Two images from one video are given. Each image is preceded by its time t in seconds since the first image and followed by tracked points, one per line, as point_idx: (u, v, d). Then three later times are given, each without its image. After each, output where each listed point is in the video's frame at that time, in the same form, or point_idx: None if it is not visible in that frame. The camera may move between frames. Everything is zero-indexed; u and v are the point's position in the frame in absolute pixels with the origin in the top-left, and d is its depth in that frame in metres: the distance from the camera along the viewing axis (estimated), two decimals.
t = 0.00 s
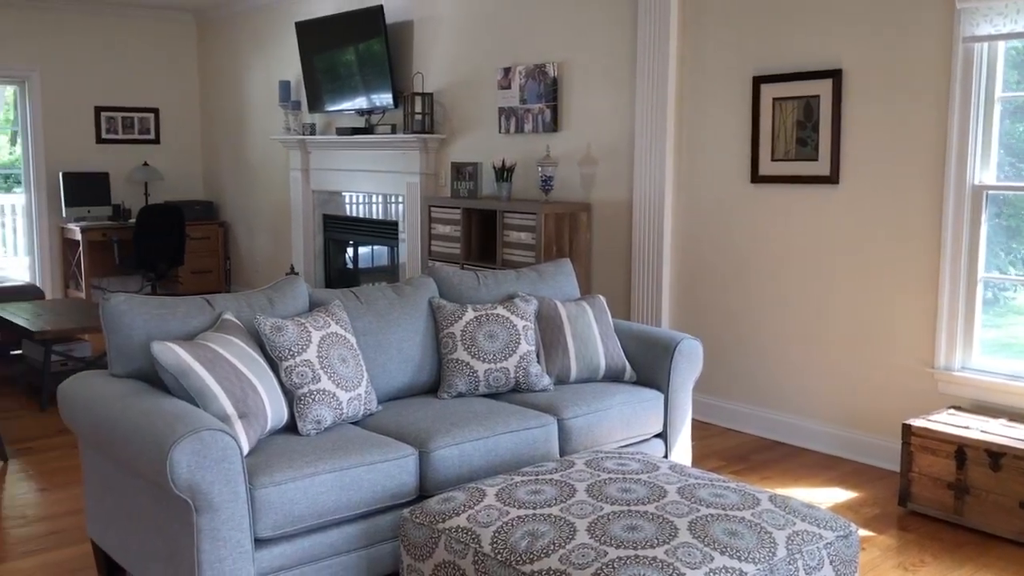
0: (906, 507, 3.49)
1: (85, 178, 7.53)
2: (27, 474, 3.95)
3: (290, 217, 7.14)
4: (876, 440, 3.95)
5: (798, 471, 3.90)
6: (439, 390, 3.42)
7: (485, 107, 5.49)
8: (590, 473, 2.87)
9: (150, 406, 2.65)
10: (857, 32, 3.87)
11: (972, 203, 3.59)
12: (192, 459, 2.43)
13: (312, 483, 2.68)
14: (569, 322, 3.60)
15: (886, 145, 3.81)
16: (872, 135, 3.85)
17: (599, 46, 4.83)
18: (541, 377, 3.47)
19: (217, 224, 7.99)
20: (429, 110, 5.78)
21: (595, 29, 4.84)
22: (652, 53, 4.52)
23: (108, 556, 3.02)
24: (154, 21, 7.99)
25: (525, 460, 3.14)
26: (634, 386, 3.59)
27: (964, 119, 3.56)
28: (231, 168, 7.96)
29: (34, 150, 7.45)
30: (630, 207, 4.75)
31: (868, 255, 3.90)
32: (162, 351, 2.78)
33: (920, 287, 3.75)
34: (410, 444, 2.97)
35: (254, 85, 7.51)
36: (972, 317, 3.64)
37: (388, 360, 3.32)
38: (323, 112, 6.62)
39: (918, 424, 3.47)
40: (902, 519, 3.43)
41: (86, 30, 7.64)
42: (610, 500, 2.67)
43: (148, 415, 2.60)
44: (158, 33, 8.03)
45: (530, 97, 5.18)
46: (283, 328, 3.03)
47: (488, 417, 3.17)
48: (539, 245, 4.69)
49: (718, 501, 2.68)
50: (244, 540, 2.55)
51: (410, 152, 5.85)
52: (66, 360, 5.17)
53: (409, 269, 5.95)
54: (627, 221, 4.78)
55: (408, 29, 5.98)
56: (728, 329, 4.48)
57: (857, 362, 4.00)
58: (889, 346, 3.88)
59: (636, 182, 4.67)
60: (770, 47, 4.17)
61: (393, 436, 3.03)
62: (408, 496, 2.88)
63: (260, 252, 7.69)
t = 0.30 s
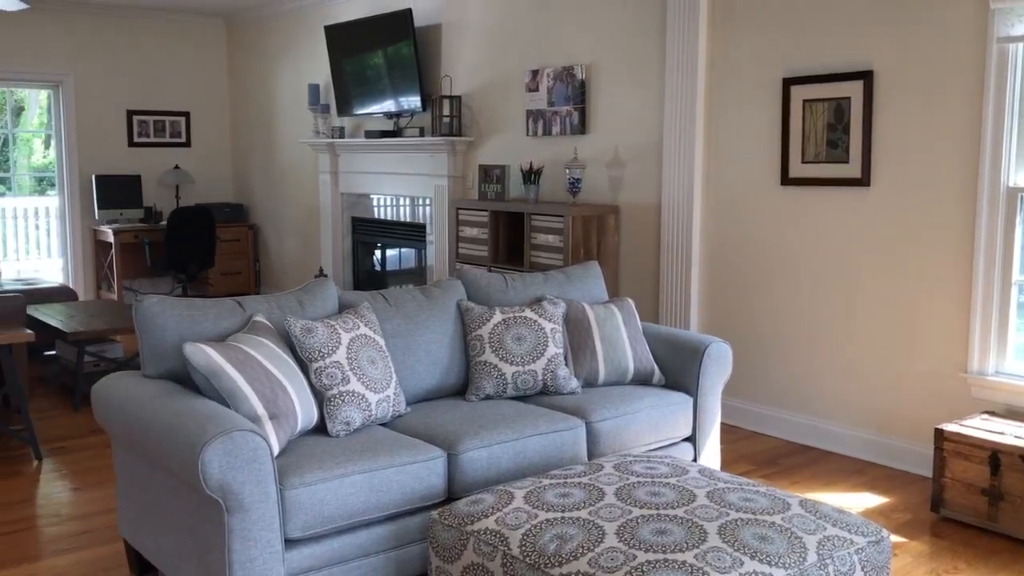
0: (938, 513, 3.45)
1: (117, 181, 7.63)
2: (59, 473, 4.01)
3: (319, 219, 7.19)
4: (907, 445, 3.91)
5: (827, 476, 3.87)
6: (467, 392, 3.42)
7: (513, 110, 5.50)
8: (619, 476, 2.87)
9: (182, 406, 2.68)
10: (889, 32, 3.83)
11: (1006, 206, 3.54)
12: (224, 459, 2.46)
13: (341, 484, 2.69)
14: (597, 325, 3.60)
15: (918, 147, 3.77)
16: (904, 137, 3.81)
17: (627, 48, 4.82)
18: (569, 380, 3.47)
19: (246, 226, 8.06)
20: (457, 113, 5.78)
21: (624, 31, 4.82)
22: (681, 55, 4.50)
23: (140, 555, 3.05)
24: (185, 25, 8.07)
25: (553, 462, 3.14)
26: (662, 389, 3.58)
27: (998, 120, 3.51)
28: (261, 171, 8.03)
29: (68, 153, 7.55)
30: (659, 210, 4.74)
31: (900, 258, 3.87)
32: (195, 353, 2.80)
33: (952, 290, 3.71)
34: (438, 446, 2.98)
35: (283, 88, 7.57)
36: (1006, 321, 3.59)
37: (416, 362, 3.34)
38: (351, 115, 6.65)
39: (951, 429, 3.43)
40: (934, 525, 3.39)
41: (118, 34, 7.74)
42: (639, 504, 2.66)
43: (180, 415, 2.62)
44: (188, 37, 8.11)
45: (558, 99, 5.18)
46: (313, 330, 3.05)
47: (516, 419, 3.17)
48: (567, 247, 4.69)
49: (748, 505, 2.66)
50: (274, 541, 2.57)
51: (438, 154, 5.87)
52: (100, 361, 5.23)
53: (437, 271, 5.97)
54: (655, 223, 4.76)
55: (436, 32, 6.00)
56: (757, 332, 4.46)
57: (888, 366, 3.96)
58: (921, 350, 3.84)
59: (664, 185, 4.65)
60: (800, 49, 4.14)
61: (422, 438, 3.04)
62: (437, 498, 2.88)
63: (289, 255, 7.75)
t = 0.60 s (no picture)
0: (971, 517, 3.41)
1: (146, 183, 7.71)
2: (90, 471, 4.06)
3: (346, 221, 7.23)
4: (938, 449, 3.87)
5: (857, 479, 3.84)
6: (494, 393, 3.43)
7: (539, 111, 5.50)
8: (646, 479, 2.86)
9: (212, 406, 2.71)
10: (920, 32, 3.79)
11: None
12: (253, 459, 2.48)
13: (369, 484, 2.70)
14: (623, 327, 3.60)
15: (950, 148, 3.73)
16: (935, 138, 3.78)
17: (654, 49, 4.81)
18: (596, 382, 3.46)
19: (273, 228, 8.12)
20: (484, 114, 5.80)
21: (651, 32, 4.82)
22: (708, 56, 4.49)
23: (171, 553, 3.08)
24: (214, 29, 8.15)
25: (580, 464, 3.14)
26: (689, 392, 3.57)
27: None
28: (288, 173, 8.09)
29: (98, 156, 7.64)
30: (686, 212, 4.72)
31: (930, 260, 3.83)
32: (225, 353, 2.83)
33: (984, 292, 3.67)
34: (465, 447, 2.98)
35: (310, 90, 7.63)
36: None
37: (444, 363, 3.35)
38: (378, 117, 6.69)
39: (983, 433, 3.39)
40: (966, 530, 3.35)
41: (148, 38, 7.82)
42: (667, 507, 2.65)
43: (210, 415, 2.65)
44: (217, 41, 8.19)
45: (584, 101, 5.18)
46: (341, 331, 3.07)
47: (543, 421, 3.17)
48: (593, 249, 4.69)
49: (777, 508, 2.64)
50: (303, 540, 2.59)
51: (465, 157, 5.89)
52: (130, 361, 5.29)
53: (463, 273, 5.98)
54: (682, 225, 4.75)
55: (462, 34, 6.02)
56: (785, 334, 4.43)
57: (919, 369, 3.92)
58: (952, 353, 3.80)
59: (691, 186, 4.64)
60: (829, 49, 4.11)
61: (449, 439, 3.05)
62: (464, 499, 2.89)
63: (315, 256, 7.81)
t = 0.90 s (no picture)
0: (1003, 522, 3.37)
1: (175, 183, 7.78)
2: (120, 469, 4.10)
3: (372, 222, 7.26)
4: (969, 453, 3.82)
5: (886, 482, 3.80)
6: (520, 394, 3.43)
7: (566, 112, 5.50)
8: (674, 480, 2.85)
9: (242, 404, 2.73)
10: (952, 30, 3.75)
11: None
12: (283, 458, 2.49)
13: (397, 483, 2.71)
14: (651, 327, 3.59)
15: (982, 147, 3.68)
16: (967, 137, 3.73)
17: (682, 48, 4.79)
18: (623, 383, 3.46)
19: (301, 228, 8.18)
20: (510, 115, 5.81)
21: (679, 32, 4.80)
22: (737, 55, 4.47)
23: (200, 551, 3.11)
24: (242, 31, 8.21)
25: (607, 465, 3.13)
26: (717, 393, 3.55)
27: None
28: (315, 174, 8.14)
29: (129, 156, 7.73)
30: (713, 212, 4.70)
31: (962, 261, 3.79)
32: (255, 352, 2.85)
33: (1017, 293, 3.62)
34: (492, 447, 2.98)
35: (337, 92, 7.67)
36: None
37: (470, 363, 3.36)
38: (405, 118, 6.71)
39: (1016, 437, 3.35)
40: (998, 535, 3.31)
41: (177, 40, 7.89)
42: (695, 508, 2.63)
43: (239, 413, 2.67)
44: (245, 42, 8.25)
45: (611, 101, 5.17)
46: (369, 330, 3.08)
47: (570, 422, 3.17)
48: (619, 249, 4.68)
49: (807, 510, 2.63)
50: (331, 538, 2.60)
51: (491, 157, 5.90)
52: (160, 360, 5.34)
53: (489, 273, 5.99)
54: (710, 225, 4.73)
55: (489, 35, 6.02)
56: (814, 336, 4.40)
57: (950, 371, 3.88)
58: (984, 355, 3.75)
59: (719, 186, 4.62)
60: (859, 48, 4.08)
61: (476, 439, 3.06)
62: (491, 499, 2.89)
63: (342, 257, 7.85)
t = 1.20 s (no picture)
0: None
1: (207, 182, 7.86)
2: (153, 464, 4.15)
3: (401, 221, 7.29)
4: (1003, 456, 3.77)
5: (918, 485, 3.76)
6: (549, 393, 3.43)
7: (595, 111, 5.49)
8: (704, 480, 2.83)
9: (273, 402, 2.75)
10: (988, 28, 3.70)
11: None
12: (313, 455, 2.51)
13: (426, 481, 2.72)
14: (680, 327, 3.57)
15: (1018, 147, 3.63)
16: (1002, 136, 3.68)
17: (713, 47, 4.77)
18: (652, 383, 3.45)
19: (331, 227, 8.24)
20: (539, 114, 5.81)
21: (710, 30, 4.77)
22: (768, 54, 4.44)
23: (231, 547, 3.14)
24: (272, 31, 8.27)
25: (636, 465, 3.13)
26: (748, 394, 3.53)
27: None
28: (345, 173, 8.19)
29: (161, 156, 7.82)
30: (744, 212, 4.68)
31: (997, 262, 3.74)
32: (286, 350, 2.87)
33: None
34: (521, 446, 2.99)
35: (367, 91, 7.71)
36: None
37: (499, 362, 3.36)
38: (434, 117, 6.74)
39: None
40: None
41: (209, 40, 7.97)
42: (724, 509, 2.62)
43: (271, 410, 2.69)
44: (276, 42, 8.31)
45: (641, 100, 5.16)
46: (399, 329, 3.09)
47: (598, 421, 3.17)
48: (649, 249, 4.67)
49: (838, 513, 2.60)
50: (361, 535, 2.62)
51: (520, 156, 5.90)
52: (192, 357, 5.39)
53: (517, 273, 6.00)
54: (740, 225, 4.71)
55: (519, 34, 6.03)
56: (845, 337, 4.36)
57: (984, 374, 3.83)
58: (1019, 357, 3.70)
59: (750, 185, 4.60)
60: (893, 46, 4.03)
61: (505, 438, 3.06)
62: (520, 497, 2.89)
63: (371, 255, 7.89)
